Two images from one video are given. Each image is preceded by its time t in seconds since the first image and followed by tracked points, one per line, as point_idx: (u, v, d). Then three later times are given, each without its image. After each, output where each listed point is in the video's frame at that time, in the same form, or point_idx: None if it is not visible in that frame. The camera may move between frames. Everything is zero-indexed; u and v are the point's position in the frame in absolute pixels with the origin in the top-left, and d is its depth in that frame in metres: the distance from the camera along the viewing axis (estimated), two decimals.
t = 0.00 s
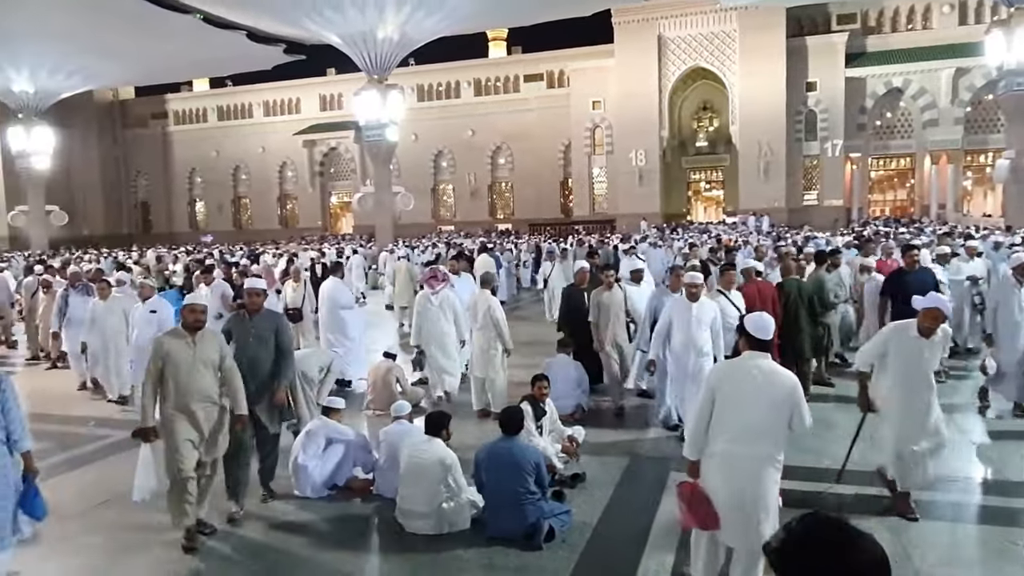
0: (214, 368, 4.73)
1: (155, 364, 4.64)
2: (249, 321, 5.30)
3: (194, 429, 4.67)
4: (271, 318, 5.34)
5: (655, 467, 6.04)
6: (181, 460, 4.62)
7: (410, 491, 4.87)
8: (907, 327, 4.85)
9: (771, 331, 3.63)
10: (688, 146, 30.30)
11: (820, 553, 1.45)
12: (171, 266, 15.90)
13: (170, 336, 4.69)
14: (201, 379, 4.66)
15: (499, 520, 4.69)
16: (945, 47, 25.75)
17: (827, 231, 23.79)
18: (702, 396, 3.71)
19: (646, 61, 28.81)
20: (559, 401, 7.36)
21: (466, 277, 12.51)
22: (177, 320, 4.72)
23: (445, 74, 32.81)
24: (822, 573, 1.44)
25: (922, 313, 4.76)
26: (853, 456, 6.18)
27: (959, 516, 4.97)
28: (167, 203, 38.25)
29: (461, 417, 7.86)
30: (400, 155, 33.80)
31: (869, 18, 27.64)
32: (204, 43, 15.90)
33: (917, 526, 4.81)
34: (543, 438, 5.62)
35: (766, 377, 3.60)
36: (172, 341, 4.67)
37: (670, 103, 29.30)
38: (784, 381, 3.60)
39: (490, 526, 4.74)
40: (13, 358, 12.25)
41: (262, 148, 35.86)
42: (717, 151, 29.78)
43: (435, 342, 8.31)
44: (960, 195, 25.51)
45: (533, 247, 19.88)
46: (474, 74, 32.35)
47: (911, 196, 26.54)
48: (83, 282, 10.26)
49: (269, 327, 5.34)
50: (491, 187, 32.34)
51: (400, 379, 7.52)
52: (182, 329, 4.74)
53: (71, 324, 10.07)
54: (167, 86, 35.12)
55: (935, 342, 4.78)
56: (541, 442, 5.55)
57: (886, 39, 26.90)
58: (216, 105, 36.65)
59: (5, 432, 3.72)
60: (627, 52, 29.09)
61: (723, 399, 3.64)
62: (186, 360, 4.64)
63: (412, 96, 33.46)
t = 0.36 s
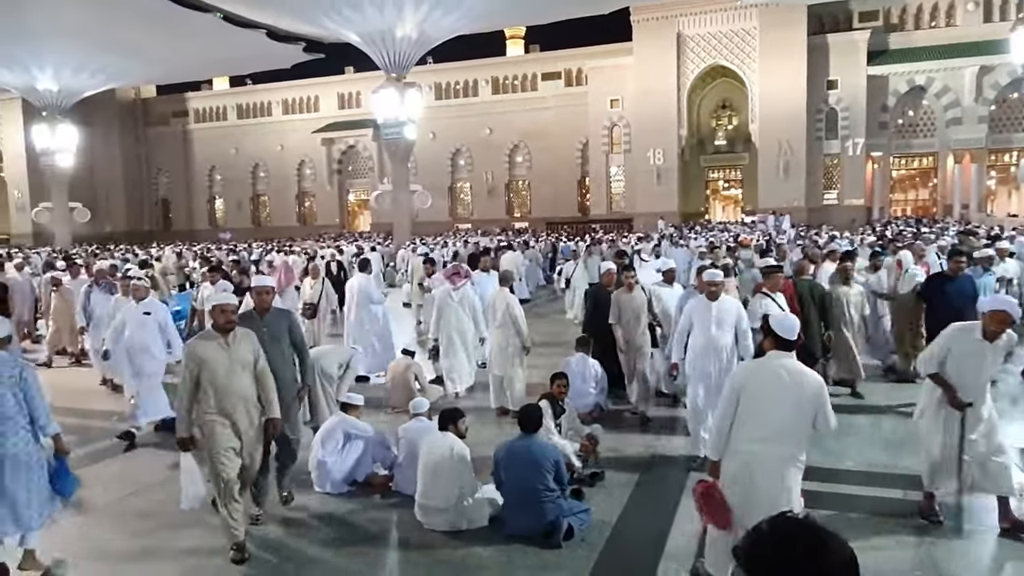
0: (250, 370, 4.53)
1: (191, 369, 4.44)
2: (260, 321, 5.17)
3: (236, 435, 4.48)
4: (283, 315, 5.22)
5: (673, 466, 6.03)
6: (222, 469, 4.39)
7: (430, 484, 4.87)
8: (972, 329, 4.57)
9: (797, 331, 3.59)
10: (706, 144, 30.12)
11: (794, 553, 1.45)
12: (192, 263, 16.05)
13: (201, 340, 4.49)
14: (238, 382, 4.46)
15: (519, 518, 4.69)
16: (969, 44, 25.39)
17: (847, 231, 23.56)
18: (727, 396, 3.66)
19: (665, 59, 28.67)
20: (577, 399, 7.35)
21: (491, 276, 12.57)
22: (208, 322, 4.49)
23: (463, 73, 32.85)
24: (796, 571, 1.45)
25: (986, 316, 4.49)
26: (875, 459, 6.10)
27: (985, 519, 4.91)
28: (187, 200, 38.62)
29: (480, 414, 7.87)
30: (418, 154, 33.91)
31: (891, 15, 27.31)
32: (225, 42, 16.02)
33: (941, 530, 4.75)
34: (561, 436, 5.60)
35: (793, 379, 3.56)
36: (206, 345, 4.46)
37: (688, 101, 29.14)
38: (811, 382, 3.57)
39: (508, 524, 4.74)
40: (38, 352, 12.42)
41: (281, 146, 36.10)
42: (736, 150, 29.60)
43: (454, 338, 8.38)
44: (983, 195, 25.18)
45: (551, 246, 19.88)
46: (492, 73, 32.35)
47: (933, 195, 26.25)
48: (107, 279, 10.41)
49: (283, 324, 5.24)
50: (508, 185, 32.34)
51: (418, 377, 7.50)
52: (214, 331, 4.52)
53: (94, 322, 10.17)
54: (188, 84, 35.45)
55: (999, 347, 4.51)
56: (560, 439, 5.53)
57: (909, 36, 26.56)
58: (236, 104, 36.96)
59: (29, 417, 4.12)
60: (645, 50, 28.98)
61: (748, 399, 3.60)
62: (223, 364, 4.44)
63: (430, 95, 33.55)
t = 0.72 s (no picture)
0: (282, 373, 4.41)
1: (225, 371, 4.29)
2: (291, 330, 4.71)
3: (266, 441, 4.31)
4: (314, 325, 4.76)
5: (684, 467, 6.03)
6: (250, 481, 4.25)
7: (443, 480, 4.88)
8: None
9: (810, 332, 3.58)
10: (718, 145, 30.03)
11: (796, 559, 1.46)
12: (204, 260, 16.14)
13: (239, 340, 4.35)
14: (269, 385, 4.32)
15: (531, 516, 4.69)
16: (984, 46, 25.19)
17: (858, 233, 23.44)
18: (739, 399, 3.64)
19: (677, 59, 28.61)
20: (589, 399, 7.34)
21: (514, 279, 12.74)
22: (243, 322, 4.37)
23: (474, 72, 32.86)
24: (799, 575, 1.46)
25: None
26: (888, 462, 6.08)
27: (1003, 524, 4.87)
28: (199, 197, 38.84)
29: (491, 413, 7.89)
30: (429, 153, 33.96)
31: (905, 16, 27.16)
32: (238, 39, 16.06)
33: (954, 533, 4.73)
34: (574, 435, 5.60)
35: (806, 381, 3.55)
36: (240, 345, 4.33)
37: (700, 102, 29.05)
38: (823, 384, 3.56)
39: (520, 522, 4.74)
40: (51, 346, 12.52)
41: (292, 144, 36.23)
42: (748, 151, 29.50)
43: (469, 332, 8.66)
44: (996, 198, 25.01)
45: (562, 246, 19.87)
46: (503, 72, 32.33)
47: (946, 198, 26.08)
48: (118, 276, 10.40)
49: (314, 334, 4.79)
50: (518, 185, 32.34)
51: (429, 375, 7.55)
52: (248, 333, 4.40)
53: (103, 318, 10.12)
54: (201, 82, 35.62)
55: None
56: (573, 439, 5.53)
57: (923, 37, 26.38)
58: (248, 102, 37.13)
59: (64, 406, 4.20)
60: (657, 50, 28.94)
61: (761, 402, 3.58)
62: (256, 365, 4.30)
63: (441, 93, 33.60)
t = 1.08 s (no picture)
0: (346, 377, 4.31)
1: (287, 369, 4.19)
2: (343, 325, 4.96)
3: (327, 445, 4.22)
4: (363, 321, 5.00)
5: (712, 469, 5.98)
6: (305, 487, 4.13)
7: (471, 478, 4.91)
8: None
9: (835, 331, 3.56)
10: (746, 144, 29.71)
11: (830, 549, 1.45)
12: (233, 258, 16.31)
13: (304, 340, 4.25)
14: (335, 391, 4.23)
15: (558, 515, 4.69)
16: (1021, 42, 24.67)
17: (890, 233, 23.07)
18: (764, 401, 3.62)
19: (706, 57, 28.38)
20: (615, 400, 7.29)
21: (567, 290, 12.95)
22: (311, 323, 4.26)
23: (500, 71, 32.87)
24: (837, 567, 1.44)
25: None
26: (922, 467, 5.98)
27: None
28: (229, 196, 39.36)
29: (517, 413, 7.89)
30: (455, 152, 34.06)
31: (940, 12, 26.65)
32: (267, 39, 16.19)
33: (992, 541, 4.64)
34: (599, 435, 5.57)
35: (833, 381, 3.52)
36: (307, 346, 4.22)
37: (728, 100, 28.78)
38: (852, 384, 3.53)
39: (547, 521, 4.74)
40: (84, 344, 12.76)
41: (320, 143, 36.57)
42: (777, 149, 29.14)
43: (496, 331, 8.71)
44: None
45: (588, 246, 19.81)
46: (529, 71, 32.31)
47: (981, 197, 25.59)
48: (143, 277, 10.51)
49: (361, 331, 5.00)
50: (544, 184, 32.30)
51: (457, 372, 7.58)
52: (315, 333, 4.29)
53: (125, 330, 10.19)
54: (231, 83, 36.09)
55: None
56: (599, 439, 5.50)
57: (958, 33, 25.88)
58: (276, 102, 37.55)
59: (122, 394, 4.52)
60: (684, 48, 28.73)
61: (787, 403, 3.55)
62: (322, 368, 4.20)
63: (467, 93, 33.68)
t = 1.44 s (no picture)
0: (428, 381, 4.34)
1: (372, 377, 4.24)
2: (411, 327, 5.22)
3: (414, 452, 4.29)
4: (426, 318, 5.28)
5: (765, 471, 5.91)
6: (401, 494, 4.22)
7: (522, 475, 4.95)
8: None
9: (899, 330, 3.45)
10: (801, 140, 29.01)
11: (888, 528, 1.46)
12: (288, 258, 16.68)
13: (384, 346, 4.30)
14: (419, 396, 4.28)
15: (608, 515, 4.69)
16: None
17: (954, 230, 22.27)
18: (822, 402, 3.55)
19: (759, 52, 27.85)
20: (665, 399, 7.25)
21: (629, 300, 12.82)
22: (390, 327, 4.30)
23: (549, 70, 32.83)
24: (897, 549, 1.45)
25: None
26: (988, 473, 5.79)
27: None
28: (283, 196, 40.28)
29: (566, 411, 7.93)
30: (504, 151, 34.17)
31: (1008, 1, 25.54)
32: (321, 42, 16.45)
33: None
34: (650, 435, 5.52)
35: (895, 383, 3.42)
36: (389, 353, 4.27)
37: (782, 96, 28.17)
38: (914, 386, 3.42)
39: (598, 520, 4.74)
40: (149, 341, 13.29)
41: (371, 144, 37.13)
42: (833, 145, 28.37)
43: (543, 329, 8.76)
44: None
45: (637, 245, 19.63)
46: (578, 69, 32.21)
47: None
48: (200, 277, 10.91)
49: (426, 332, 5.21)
50: (593, 183, 32.14)
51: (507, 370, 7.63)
52: (396, 338, 4.32)
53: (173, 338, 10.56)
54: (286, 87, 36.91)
55: None
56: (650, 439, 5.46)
57: None
58: (330, 104, 38.27)
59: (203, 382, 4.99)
60: (737, 43, 28.24)
61: (845, 405, 3.47)
62: (404, 374, 4.25)
63: (516, 92, 33.78)
